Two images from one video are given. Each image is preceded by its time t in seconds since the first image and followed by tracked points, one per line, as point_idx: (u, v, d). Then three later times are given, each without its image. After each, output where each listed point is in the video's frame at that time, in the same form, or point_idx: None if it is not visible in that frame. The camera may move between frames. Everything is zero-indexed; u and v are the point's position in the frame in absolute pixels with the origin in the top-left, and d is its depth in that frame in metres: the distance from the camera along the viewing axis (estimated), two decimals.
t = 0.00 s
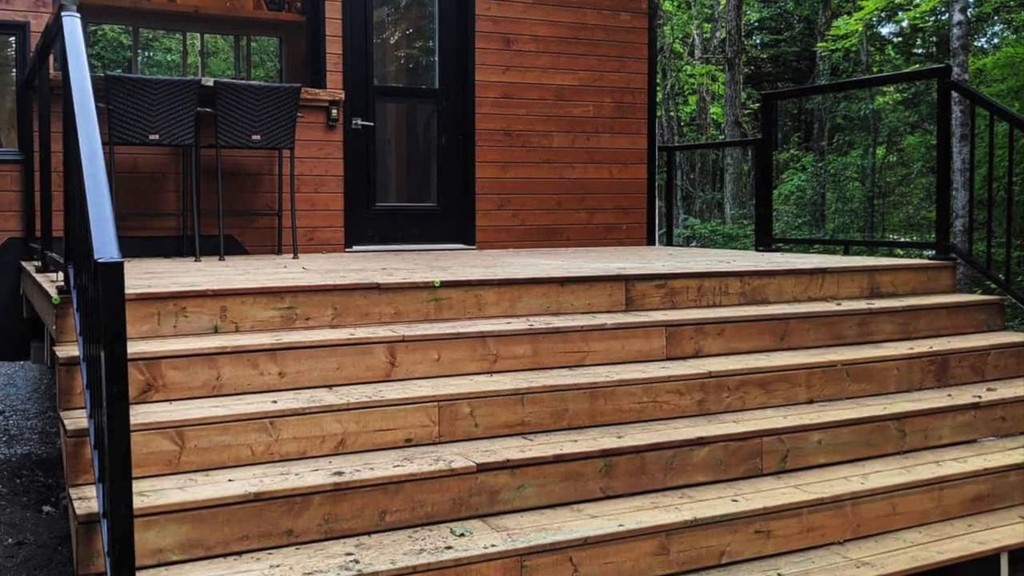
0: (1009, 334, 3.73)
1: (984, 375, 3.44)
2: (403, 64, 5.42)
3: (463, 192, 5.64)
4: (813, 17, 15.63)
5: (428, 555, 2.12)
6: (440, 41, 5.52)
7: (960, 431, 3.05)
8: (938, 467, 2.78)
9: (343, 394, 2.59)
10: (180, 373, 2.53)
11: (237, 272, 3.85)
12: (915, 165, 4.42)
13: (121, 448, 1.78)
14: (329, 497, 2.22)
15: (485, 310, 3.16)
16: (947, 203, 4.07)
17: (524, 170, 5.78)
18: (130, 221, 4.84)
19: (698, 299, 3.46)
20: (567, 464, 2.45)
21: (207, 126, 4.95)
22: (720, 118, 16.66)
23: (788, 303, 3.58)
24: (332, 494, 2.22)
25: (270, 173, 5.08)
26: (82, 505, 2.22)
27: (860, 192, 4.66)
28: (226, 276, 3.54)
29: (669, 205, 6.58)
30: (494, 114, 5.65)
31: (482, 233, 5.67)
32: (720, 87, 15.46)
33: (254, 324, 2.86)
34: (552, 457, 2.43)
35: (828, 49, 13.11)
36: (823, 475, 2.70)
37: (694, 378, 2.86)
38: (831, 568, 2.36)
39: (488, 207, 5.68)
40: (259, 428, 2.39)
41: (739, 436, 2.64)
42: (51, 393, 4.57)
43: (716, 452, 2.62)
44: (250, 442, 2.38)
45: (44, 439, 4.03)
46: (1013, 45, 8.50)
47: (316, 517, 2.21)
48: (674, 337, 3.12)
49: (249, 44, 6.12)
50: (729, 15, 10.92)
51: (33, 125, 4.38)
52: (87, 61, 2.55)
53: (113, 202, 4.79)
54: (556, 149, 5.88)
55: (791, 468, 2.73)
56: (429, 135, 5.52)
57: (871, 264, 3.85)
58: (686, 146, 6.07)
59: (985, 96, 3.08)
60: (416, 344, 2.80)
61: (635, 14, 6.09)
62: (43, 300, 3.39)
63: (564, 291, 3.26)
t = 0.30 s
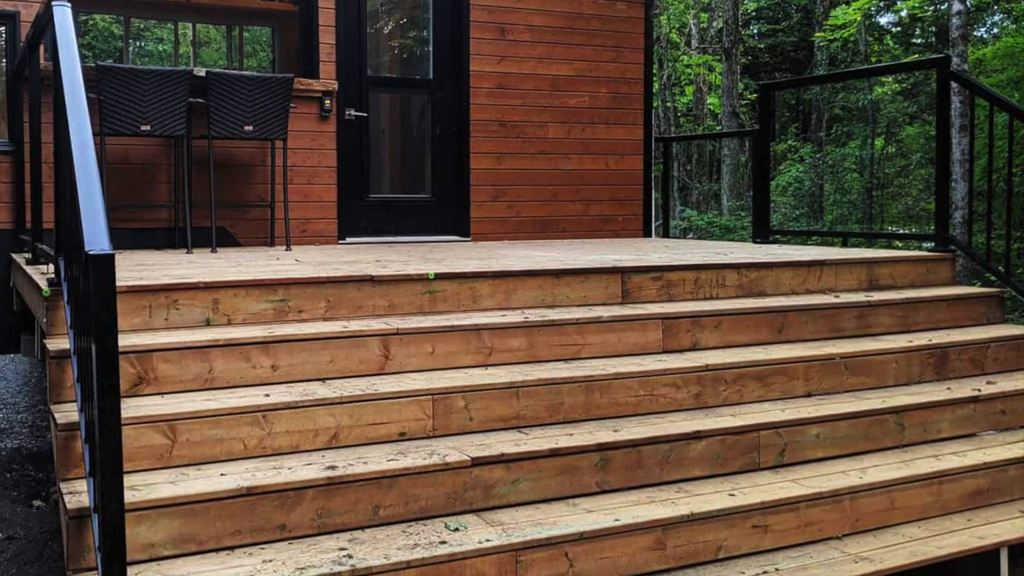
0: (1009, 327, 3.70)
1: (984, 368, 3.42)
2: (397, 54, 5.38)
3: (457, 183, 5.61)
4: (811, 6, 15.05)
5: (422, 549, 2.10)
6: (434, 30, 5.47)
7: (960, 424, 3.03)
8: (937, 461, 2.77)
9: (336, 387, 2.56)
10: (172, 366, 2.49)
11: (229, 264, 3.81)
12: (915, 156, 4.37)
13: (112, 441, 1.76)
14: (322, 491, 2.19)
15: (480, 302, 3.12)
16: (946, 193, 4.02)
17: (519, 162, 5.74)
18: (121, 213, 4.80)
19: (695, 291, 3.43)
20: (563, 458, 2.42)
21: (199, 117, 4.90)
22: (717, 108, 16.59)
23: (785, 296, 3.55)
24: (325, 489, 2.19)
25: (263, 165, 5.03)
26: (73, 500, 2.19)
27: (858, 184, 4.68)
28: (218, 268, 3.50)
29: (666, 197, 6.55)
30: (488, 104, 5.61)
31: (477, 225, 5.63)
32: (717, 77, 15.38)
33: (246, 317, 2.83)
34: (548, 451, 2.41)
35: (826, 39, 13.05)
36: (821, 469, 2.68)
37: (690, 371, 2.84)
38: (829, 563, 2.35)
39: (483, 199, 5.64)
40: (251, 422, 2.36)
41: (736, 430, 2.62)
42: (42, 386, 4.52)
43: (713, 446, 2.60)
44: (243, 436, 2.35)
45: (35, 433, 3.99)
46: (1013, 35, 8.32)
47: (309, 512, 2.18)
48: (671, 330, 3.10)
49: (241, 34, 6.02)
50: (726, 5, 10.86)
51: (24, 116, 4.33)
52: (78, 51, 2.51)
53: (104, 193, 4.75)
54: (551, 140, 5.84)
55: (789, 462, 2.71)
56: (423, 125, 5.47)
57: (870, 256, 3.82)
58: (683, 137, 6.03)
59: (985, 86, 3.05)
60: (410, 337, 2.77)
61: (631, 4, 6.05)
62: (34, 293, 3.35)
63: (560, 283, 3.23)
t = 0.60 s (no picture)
0: (1008, 320, 3.68)
1: (984, 361, 3.41)
2: (390, 44, 5.33)
3: (452, 174, 5.57)
4: None
5: (416, 544, 2.07)
6: (428, 20, 5.43)
7: (960, 418, 3.01)
8: (937, 455, 2.75)
9: (329, 380, 2.54)
10: (163, 359, 2.46)
11: (221, 256, 3.77)
12: (913, 147, 4.34)
13: (103, 436, 1.71)
14: (315, 485, 2.17)
15: (474, 294, 3.09)
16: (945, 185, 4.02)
17: (514, 152, 5.70)
18: (112, 204, 4.75)
19: (692, 283, 3.41)
20: (559, 452, 2.40)
21: (191, 108, 4.86)
22: (714, 98, 16.51)
23: (782, 288, 3.53)
24: (318, 483, 2.17)
25: (255, 156, 4.99)
26: (64, 494, 2.16)
27: (856, 175, 4.63)
28: (210, 260, 3.46)
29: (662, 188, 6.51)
30: (483, 95, 5.57)
31: (471, 217, 5.60)
32: (715, 67, 15.30)
33: (238, 310, 2.80)
34: (543, 445, 2.38)
35: (824, 29, 12.99)
36: (820, 463, 2.66)
37: (687, 364, 2.82)
38: (827, 558, 2.34)
39: (477, 190, 5.60)
40: (244, 415, 2.33)
41: (733, 424, 2.60)
42: (32, 379, 4.49)
43: (710, 440, 2.58)
44: (235, 430, 2.32)
45: (25, 427, 3.96)
46: (1013, 25, 8.06)
47: (302, 506, 2.15)
48: (667, 322, 3.07)
49: (233, 23, 5.92)
50: None
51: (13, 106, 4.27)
52: (68, 40, 2.46)
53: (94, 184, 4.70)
54: (547, 131, 5.79)
55: (787, 456, 2.69)
56: (417, 116, 5.43)
57: (869, 248, 3.80)
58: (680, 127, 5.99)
59: (984, 77, 3.03)
60: (403, 330, 2.74)
61: None
62: (23, 285, 3.30)
63: (555, 275, 3.20)
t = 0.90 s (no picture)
0: (1008, 312, 3.67)
1: (983, 354, 3.39)
2: (384, 34, 5.27)
3: (446, 165, 5.52)
4: None
5: (410, 539, 2.05)
6: (422, 9, 5.37)
7: (959, 411, 3.00)
8: (936, 449, 2.73)
9: (322, 373, 2.51)
10: (154, 352, 2.43)
11: (212, 248, 3.73)
12: (913, 138, 4.35)
13: (94, 429, 1.68)
14: (308, 480, 2.14)
15: (469, 287, 3.06)
16: (943, 175, 4.03)
17: (509, 143, 5.66)
18: (102, 195, 4.70)
19: (688, 275, 3.38)
20: (554, 446, 2.38)
21: (183, 98, 4.81)
22: (710, 88, 16.44)
23: (780, 280, 3.51)
24: (311, 477, 2.14)
25: (247, 147, 4.94)
26: (54, 488, 2.13)
27: (855, 167, 4.57)
28: (202, 251, 3.42)
29: (658, 179, 6.48)
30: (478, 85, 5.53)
31: (466, 208, 5.56)
32: (711, 57, 15.23)
33: (230, 302, 2.76)
34: (538, 438, 2.36)
35: (822, 19, 12.94)
36: (817, 457, 2.64)
37: (684, 357, 2.79)
38: (825, 553, 2.32)
39: (472, 181, 5.56)
40: (236, 409, 2.30)
41: (730, 417, 2.58)
42: (23, 372, 4.45)
43: (707, 433, 2.55)
44: (227, 423, 2.29)
45: (15, 421, 3.92)
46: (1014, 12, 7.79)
47: (295, 501, 2.13)
48: (664, 315, 3.05)
49: (225, 12, 5.53)
50: None
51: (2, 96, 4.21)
52: (58, 29, 2.42)
53: (85, 175, 4.65)
54: (542, 121, 5.75)
55: (784, 449, 2.67)
56: (411, 107, 5.38)
57: (867, 240, 3.77)
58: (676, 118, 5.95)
59: (983, 67, 3.02)
60: (397, 322, 2.70)
61: None
62: (13, 277, 3.26)
63: (550, 267, 3.17)
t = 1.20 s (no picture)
0: (1007, 304, 3.65)
1: (983, 347, 3.37)
2: (378, 23, 5.23)
3: (440, 156, 5.48)
4: None
5: (404, 534, 2.02)
6: None
7: (958, 405, 2.98)
8: (935, 443, 2.72)
9: (315, 366, 2.48)
10: (146, 345, 2.40)
11: (204, 239, 3.69)
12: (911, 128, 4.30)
13: (86, 421, 1.66)
14: (301, 474, 2.11)
15: (463, 279, 3.03)
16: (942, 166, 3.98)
17: (504, 134, 5.63)
18: (93, 186, 4.65)
19: (685, 267, 3.35)
20: (549, 439, 2.35)
21: (174, 88, 4.76)
22: (707, 78, 16.36)
23: (777, 272, 3.48)
24: (304, 471, 2.11)
25: (240, 137, 4.89)
26: (44, 482, 2.10)
27: (853, 157, 4.53)
28: (194, 243, 3.38)
29: (654, 170, 6.44)
30: (472, 75, 5.48)
31: (460, 199, 5.52)
32: (708, 47, 15.15)
33: (223, 295, 2.73)
34: (533, 432, 2.33)
35: (820, 8, 12.87)
36: (816, 451, 2.62)
37: (680, 350, 2.77)
38: (823, 547, 2.30)
39: (466, 172, 5.53)
40: (228, 402, 2.27)
41: (727, 411, 2.56)
42: (13, 365, 4.40)
43: (704, 427, 2.53)
44: (219, 417, 2.26)
45: (6, 414, 3.89)
46: None
47: (287, 495, 2.10)
48: (660, 307, 3.02)
49: None
50: None
51: None
52: (47, 17, 2.37)
53: (76, 166, 4.59)
54: (537, 112, 5.71)
55: (782, 443, 2.65)
56: (405, 97, 5.34)
57: (865, 231, 3.75)
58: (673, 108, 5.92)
59: (982, 57, 3.01)
60: (391, 315, 2.67)
61: None
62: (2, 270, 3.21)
63: (545, 259, 3.14)
